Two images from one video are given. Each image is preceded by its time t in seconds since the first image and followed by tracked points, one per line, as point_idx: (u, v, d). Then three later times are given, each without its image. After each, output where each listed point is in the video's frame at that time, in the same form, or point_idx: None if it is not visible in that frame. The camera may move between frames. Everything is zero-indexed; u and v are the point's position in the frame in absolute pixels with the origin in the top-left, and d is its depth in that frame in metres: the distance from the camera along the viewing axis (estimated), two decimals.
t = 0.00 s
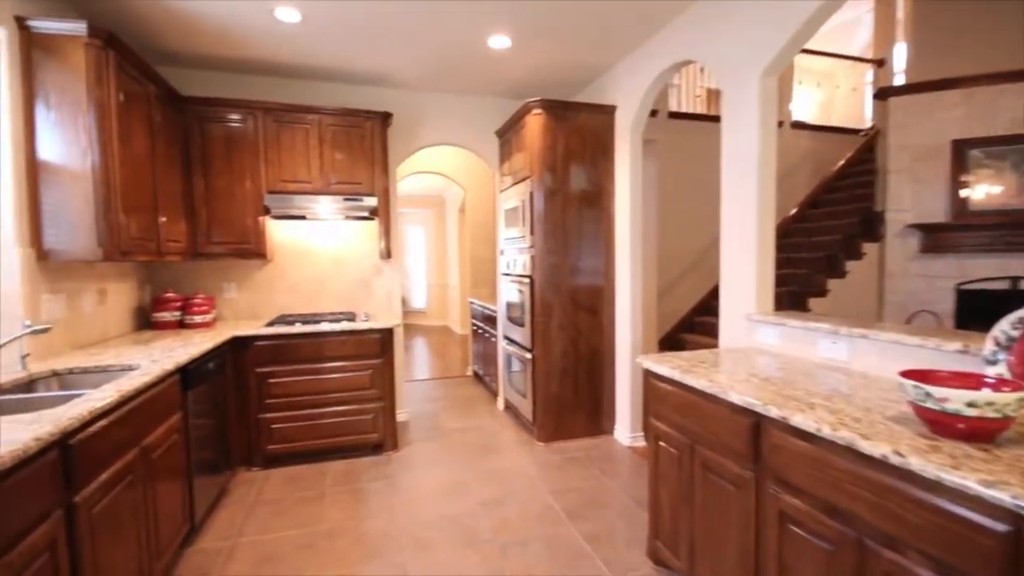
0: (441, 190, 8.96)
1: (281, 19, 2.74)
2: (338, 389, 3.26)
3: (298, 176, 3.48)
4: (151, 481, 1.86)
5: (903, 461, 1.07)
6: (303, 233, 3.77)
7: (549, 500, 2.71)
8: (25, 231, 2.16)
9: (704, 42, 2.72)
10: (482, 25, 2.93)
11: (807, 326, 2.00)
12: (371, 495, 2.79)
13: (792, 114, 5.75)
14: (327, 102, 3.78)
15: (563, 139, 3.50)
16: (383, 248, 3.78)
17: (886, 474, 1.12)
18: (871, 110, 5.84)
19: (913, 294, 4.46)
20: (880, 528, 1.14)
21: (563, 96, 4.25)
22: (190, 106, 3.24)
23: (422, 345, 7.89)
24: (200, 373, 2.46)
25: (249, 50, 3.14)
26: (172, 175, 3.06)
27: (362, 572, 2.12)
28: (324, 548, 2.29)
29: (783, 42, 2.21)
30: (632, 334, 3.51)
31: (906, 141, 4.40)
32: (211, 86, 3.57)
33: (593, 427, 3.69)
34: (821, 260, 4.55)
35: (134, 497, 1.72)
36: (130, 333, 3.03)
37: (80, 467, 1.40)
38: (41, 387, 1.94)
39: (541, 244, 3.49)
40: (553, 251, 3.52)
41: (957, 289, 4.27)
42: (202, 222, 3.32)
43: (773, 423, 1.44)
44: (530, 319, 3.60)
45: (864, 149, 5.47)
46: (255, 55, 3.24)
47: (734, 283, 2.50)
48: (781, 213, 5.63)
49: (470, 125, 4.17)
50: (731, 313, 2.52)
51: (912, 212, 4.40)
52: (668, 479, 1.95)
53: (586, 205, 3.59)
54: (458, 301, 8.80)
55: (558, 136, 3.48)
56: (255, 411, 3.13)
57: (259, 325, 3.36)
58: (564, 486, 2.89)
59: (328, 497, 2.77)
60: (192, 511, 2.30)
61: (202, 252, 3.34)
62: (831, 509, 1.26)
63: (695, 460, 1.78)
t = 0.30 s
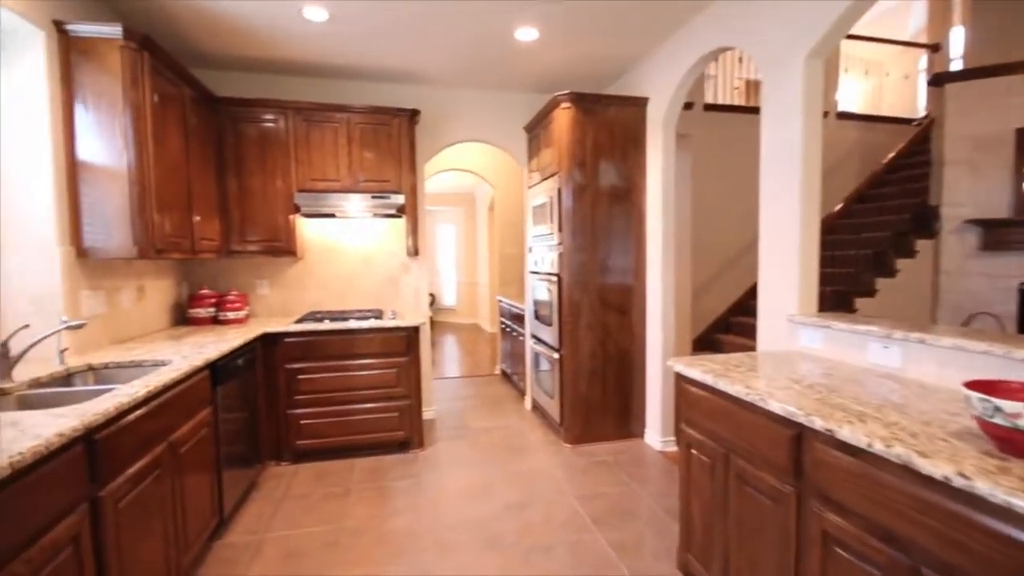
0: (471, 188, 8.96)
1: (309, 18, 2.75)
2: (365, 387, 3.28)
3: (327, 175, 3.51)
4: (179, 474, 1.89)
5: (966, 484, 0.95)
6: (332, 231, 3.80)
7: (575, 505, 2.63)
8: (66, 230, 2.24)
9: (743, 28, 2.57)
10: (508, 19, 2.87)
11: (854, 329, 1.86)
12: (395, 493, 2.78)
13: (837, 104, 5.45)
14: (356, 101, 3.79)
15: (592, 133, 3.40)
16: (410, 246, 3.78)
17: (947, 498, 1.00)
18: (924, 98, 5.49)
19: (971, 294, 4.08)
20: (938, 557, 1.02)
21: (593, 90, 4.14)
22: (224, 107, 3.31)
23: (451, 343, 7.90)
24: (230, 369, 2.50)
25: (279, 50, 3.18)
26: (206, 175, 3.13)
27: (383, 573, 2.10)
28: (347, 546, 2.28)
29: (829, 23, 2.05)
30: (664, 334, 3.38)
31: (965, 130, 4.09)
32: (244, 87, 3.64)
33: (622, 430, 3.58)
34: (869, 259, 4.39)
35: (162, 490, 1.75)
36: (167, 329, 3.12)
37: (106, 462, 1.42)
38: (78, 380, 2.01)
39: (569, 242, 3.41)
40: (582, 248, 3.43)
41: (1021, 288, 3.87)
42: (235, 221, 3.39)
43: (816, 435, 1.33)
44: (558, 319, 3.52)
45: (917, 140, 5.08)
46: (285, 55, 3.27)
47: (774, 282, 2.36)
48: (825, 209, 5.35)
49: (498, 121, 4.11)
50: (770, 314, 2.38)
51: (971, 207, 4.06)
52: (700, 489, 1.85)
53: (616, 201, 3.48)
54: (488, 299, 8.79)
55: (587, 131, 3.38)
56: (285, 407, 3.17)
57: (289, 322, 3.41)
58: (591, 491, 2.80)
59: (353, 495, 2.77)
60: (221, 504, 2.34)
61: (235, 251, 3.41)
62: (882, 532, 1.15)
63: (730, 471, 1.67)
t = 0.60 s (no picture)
0: (502, 185, 8.91)
1: (336, 15, 2.74)
2: (391, 384, 3.27)
3: (355, 172, 3.52)
4: (205, 470, 1.91)
5: None
6: (361, 229, 3.82)
7: (602, 511, 2.54)
8: (102, 229, 2.31)
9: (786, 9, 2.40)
10: (535, 10, 2.78)
11: (910, 333, 1.70)
12: (420, 493, 2.76)
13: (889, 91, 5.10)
14: (384, 98, 3.79)
15: (623, 126, 3.27)
16: (438, 243, 3.76)
17: None
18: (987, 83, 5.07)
19: None
20: None
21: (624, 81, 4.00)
22: (256, 107, 3.36)
23: (481, 341, 7.89)
24: (259, 366, 2.53)
25: (308, 49, 3.20)
26: (239, 174, 3.18)
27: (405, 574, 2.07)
28: (370, 545, 2.27)
29: None
30: (698, 335, 3.24)
31: None
32: (276, 87, 3.70)
33: (653, 433, 3.46)
34: (925, 254, 3.96)
35: (187, 486, 1.77)
36: (202, 325, 3.20)
37: (129, 457, 1.43)
38: (111, 375, 2.06)
39: (599, 239, 3.30)
40: (612, 246, 3.32)
41: None
42: (267, 219, 3.45)
43: (866, 451, 1.20)
44: (587, 318, 3.42)
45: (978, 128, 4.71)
46: (315, 54, 3.30)
47: (818, 281, 2.20)
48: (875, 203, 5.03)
49: (527, 116, 4.03)
50: (814, 315, 2.22)
51: None
52: (735, 503, 1.73)
53: (648, 196, 3.35)
54: (518, 296, 8.74)
55: (618, 124, 3.26)
56: (313, 403, 3.20)
57: (318, 319, 3.44)
58: (619, 496, 2.70)
59: (378, 492, 2.77)
60: (249, 499, 2.37)
61: (267, 248, 3.46)
62: (943, 565, 1.02)
63: (768, 485, 1.55)
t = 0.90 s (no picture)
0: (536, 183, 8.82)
1: (365, 12, 2.73)
2: (420, 382, 3.26)
3: (385, 170, 3.53)
4: (232, 465, 1.93)
5: None
6: (391, 227, 3.83)
7: (633, 520, 2.44)
8: (142, 227, 2.39)
9: None
10: None
11: (980, 339, 1.52)
12: (446, 493, 2.73)
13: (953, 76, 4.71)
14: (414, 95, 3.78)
15: (658, 118, 3.14)
16: (467, 241, 3.72)
17: None
18: None
19: None
20: None
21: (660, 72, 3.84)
22: (290, 107, 3.42)
23: (514, 339, 7.84)
24: (288, 362, 2.56)
25: (339, 48, 3.22)
26: (272, 173, 3.24)
27: None
28: (394, 545, 2.25)
29: None
30: (738, 337, 3.07)
31: None
32: (310, 87, 3.75)
33: (689, 439, 3.32)
34: (993, 251, 3.64)
35: (215, 480, 1.80)
36: (239, 320, 3.28)
37: (153, 452, 1.45)
38: (147, 369, 2.12)
39: (632, 235, 3.18)
40: (646, 243, 3.19)
41: None
42: (300, 217, 3.50)
43: (927, 471, 1.07)
44: (618, 317, 3.30)
45: None
46: (346, 53, 3.32)
47: (871, 280, 2.02)
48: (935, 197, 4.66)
49: (559, 110, 3.93)
50: (867, 317, 2.05)
51: None
52: (776, 519, 1.61)
53: (685, 191, 3.20)
54: (552, 294, 8.64)
55: (653, 116, 3.13)
56: (343, 399, 3.23)
57: (349, 316, 3.47)
58: (651, 505, 2.59)
59: (405, 491, 2.75)
60: (278, 494, 2.40)
61: (300, 246, 3.52)
62: None
63: (812, 503, 1.43)
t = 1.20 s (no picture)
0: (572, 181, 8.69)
1: (397, 10, 2.73)
2: (450, 381, 3.24)
3: (418, 169, 3.53)
4: (262, 460, 1.96)
5: None
6: (424, 225, 3.84)
7: (666, 531, 2.33)
8: (183, 227, 2.47)
9: None
10: None
11: None
12: (474, 494, 2.70)
13: None
14: (447, 93, 3.76)
15: (698, 109, 3.00)
16: (499, 239, 3.68)
17: None
18: None
19: None
20: None
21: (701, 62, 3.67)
22: (326, 108, 3.47)
23: (549, 339, 7.75)
24: (320, 359, 2.59)
25: (372, 47, 3.25)
26: (308, 172, 3.30)
27: None
28: (420, 545, 2.24)
29: None
30: (783, 341, 2.89)
31: None
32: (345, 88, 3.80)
33: (729, 447, 3.16)
34: None
35: (244, 475, 1.82)
36: (276, 317, 3.36)
37: (181, 446, 1.47)
38: (186, 364, 2.19)
39: (669, 233, 3.06)
40: (684, 241, 3.06)
41: None
42: (335, 216, 3.55)
43: (999, 498, 0.95)
44: (654, 318, 3.18)
45: None
46: (380, 53, 3.34)
47: (933, 283, 1.84)
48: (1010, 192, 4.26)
49: (594, 105, 3.83)
50: (929, 322, 1.86)
51: None
52: (823, 541, 1.48)
53: (726, 186, 3.04)
54: (588, 294, 8.49)
55: (692, 108, 2.99)
56: (374, 397, 3.25)
57: (382, 314, 3.49)
58: (687, 516, 2.47)
59: (433, 491, 2.74)
60: (309, 489, 2.43)
61: (335, 245, 3.57)
62: None
63: (864, 525, 1.30)
